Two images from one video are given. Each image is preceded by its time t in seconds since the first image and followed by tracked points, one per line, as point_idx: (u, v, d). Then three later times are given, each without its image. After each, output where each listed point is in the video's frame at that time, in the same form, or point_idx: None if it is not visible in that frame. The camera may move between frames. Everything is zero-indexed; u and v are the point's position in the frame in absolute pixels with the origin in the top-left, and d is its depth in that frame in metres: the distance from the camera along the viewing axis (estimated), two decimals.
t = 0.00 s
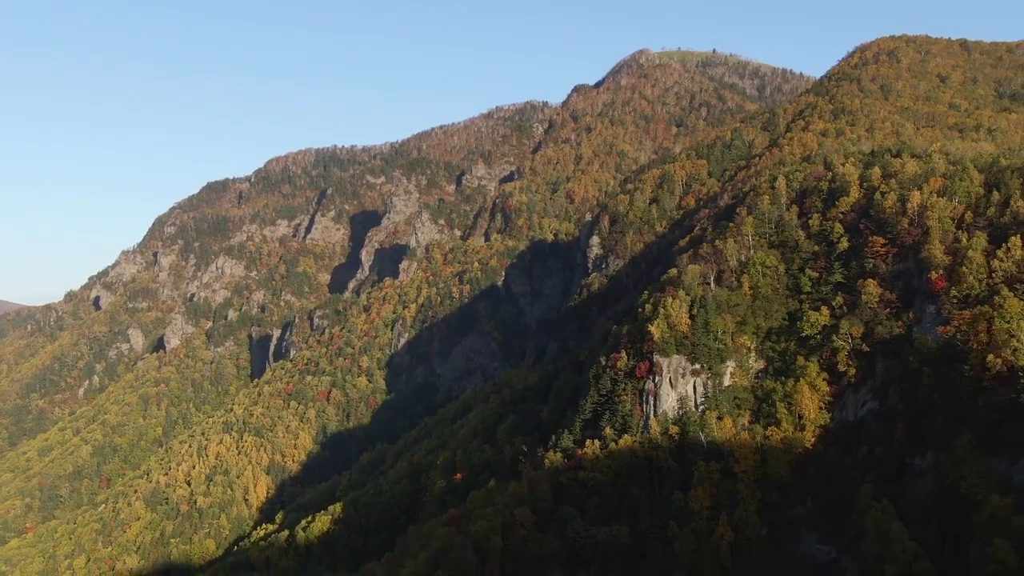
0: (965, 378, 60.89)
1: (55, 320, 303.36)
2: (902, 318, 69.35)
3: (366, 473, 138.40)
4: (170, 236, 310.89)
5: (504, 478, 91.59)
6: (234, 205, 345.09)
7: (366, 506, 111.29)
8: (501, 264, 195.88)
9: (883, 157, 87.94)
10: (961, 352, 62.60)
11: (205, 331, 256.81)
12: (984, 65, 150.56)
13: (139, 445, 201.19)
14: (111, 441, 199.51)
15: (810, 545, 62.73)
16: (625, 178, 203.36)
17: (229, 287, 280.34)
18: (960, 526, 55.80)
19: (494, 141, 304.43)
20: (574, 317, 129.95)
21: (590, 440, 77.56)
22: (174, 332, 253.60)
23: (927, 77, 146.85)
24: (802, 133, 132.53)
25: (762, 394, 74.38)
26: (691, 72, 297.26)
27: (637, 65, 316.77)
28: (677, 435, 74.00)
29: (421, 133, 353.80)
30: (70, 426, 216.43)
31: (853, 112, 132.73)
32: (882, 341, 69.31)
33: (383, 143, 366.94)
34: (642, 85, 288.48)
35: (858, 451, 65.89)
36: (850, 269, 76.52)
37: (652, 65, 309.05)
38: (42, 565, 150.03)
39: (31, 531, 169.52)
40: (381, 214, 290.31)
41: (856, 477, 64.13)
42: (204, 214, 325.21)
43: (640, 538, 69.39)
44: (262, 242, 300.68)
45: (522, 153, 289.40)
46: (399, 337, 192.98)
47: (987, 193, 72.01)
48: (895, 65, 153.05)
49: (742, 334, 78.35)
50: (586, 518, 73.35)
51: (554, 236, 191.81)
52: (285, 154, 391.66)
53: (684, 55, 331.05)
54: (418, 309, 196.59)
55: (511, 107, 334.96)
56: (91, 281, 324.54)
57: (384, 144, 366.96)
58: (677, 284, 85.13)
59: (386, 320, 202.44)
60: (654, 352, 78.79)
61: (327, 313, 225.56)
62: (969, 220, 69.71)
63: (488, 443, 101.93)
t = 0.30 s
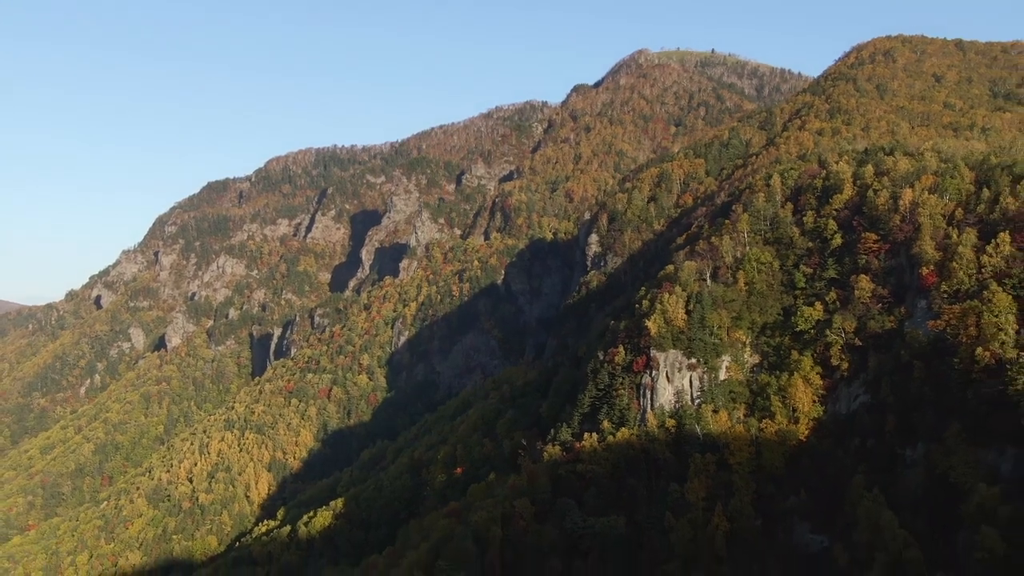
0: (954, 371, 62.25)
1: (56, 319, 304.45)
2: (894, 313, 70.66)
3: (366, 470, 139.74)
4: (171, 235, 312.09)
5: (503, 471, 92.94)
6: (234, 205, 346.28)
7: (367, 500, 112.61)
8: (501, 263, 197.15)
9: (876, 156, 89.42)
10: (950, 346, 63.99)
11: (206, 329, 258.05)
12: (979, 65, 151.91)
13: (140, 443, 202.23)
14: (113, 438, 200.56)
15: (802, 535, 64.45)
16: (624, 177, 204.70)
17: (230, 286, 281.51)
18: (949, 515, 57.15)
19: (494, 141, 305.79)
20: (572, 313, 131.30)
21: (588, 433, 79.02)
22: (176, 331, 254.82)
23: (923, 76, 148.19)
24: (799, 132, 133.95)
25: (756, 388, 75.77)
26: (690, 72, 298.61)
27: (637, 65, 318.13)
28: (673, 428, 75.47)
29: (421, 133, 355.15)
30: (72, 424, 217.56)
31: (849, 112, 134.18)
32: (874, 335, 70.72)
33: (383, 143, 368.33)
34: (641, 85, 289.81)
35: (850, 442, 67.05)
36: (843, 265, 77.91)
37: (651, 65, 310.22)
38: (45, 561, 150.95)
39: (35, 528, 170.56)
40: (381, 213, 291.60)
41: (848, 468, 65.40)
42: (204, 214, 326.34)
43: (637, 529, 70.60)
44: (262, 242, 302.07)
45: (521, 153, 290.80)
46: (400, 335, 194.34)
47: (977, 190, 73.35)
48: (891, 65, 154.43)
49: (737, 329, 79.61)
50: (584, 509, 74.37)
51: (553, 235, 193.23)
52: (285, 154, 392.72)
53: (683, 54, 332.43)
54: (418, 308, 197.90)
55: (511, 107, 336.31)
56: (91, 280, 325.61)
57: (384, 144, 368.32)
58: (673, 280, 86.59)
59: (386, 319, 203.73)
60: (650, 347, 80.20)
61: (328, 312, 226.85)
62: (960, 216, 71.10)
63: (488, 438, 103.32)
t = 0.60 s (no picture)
0: (945, 365, 63.54)
1: (57, 318, 305.39)
2: (887, 308, 71.94)
3: (366, 467, 140.84)
4: (172, 235, 313.17)
5: (503, 466, 94.21)
6: (234, 204, 347.42)
7: (368, 496, 113.71)
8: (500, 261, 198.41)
9: (870, 154, 90.77)
10: (942, 340, 65.25)
11: (207, 328, 259.03)
12: (974, 65, 153.28)
13: (142, 441, 202.99)
14: (114, 437, 201.33)
15: (797, 526, 65.49)
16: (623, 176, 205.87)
17: (230, 285, 282.70)
18: (939, 505, 58.43)
19: (493, 141, 307.13)
20: (571, 311, 132.47)
21: (586, 427, 80.36)
22: (177, 330, 255.97)
23: (918, 76, 149.50)
24: (796, 131, 135.18)
25: (752, 382, 77.04)
26: (689, 72, 299.89)
27: (636, 65, 319.45)
28: (670, 421, 76.75)
29: (421, 133, 356.48)
30: (73, 422, 218.46)
31: (846, 111, 135.54)
32: (868, 330, 71.93)
33: (383, 143, 369.62)
34: (640, 85, 291.08)
35: (844, 436, 68.30)
36: (837, 261, 79.21)
37: (651, 65, 311.55)
38: (48, 558, 151.69)
39: (36, 526, 171.23)
40: (381, 212, 292.79)
41: (842, 461, 66.59)
42: (205, 213, 327.43)
43: (634, 520, 71.84)
44: (263, 241, 303.28)
45: (521, 153, 292.35)
46: (400, 333, 195.57)
47: (968, 187, 74.77)
48: (887, 65, 155.79)
49: (733, 324, 80.92)
50: (582, 501, 75.62)
51: (552, 234, 194.66)
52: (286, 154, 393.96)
53: (681, 55, 333.84)
54: (418, 306, 199.12)
55: (511, 107, 337.61)
56: (92, 279, 326.68)
57: (384, 143, 369.63)
58: (671, 277, 87.85)
59: (387, 317, 205.05)
60: (647, 342, 81.59)
61: (328, 310, 228.11)
62: (951, 213, 72.48)
63: (488, 433, 104.60)
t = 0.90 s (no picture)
0: (935, 358, 64.84)
1: (58, 318, 306.49)
2: (879, 303, 73.28)
3: (367, 463, 141.91)
4: (173, 235, 314.47)
5: (502, 460, 95.62)
6: (235, 204, 348.90)
7: (369, 491, 114.79)
8: (499, 260, 199.89)
9: (863, 153, 92.27)
10: (932, 334, 66.49)
11: (208, 327, 260.16)
12: (970, 65, 154.79)
13: (143, 439, 203.59)
14: (116, 435, 201.99)
15: (790, 517, 66.77)
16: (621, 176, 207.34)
17: (231, 284, 284.02)
18: (929, 496, 59.68)
19: (493, 141, 308.68)
20: (569, 309, 133.75)
21: (584, 421, 81.84)
22: (178, 329, 257.19)
23: (914, 76, 150.93)
24: (792, 131, 136.53)
25: (747, 376, 78.34)
26: (687, 72, 301.43)
27: (634, 65, 320.75)
28: (666, 415, 78.14)
29: (421, 133, 357.98)
30: (75, 421, 219.44)
31: (841, 111, 137.03)
32: (860, 325, 73.24)
33: (383, 143, 371.17)
34: (638, 85, 292.57)
35: (837, 429, 69.57)
36: (831, 258, 80.57)
37: (650, 65, 312.90)
38: (50, 554, 152.59)
39: (38, 523, 171.87)
40: (381, 212, 294.22)
41: (835, 453, 67.84)
42: (205, 213, 328.83)
43: (631, 512, 73.12)
44: (263, 241, 304.68)
45: (520, 153, 293.94)
46: (400, 332, 196.99)
47: (959, 185, 76.28)
48: (883, 65, 157.23)
49: (729, 320, 82.20)
50: (580, 493, 76.89)
51: (551, 233, 196.10)
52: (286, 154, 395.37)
53: (680, 55, 335.40)
54: (418, 305, 200.40)
55: (510, 107, 339.07)
56: (93, 279, 327.66)
57: (384, 144, 371.16)
58: (667, 273, 89.20)
59: (387, 316, 206.39)
60: (644, 338, 82.98)
61: (328, 309, 229.36)
62: (942, 211, 73.92)
63: (487, 428, 106.04)
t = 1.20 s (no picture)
0: (926, 353, 65.99)
1: (59, 317, 307.35)
2: (872, 299, 74.55)
3: (367, 460, 142.94)
4: (173, 235, 315.58)
5: (501, 455, 96.92)
6: (235, 204, 350.17)
7: (369, 487, 115.74)
8: (498, 259, 201.21)
9: (857, 152, 93.58)
10: (924, 330, 67.69)
11: (208, 326, 261.10)
12: (965, 66, 156.16)
13: (144, 438, 203.87)
14: (116, 433, 202.38)
15: (785, 509, 68.02)
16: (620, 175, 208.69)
17: (231, 284, 284.92)
18: (919, 487, 60.78)
19: (492, 141, 310.12)
20: (568, 307, 134.91)
21: (582, 416, 83.16)
22: (178, 328, 258.24)
23: (910, 77, 152.22)
24: (788, 130, 137.74)
25: (742, 372, 79.57)
26: (686, 73, 302.83)
27: (633, 65, 322.02)
28: (663, 409, 79.40)
29: (420, 133, 359.38)
30: (76, 420, 220.22)
31: (837, 111, 138.32)
32: (853, 321, 74.49)
33: (383, 144, 372.54)
34: (637, 86, 293.90)
35: (831, 422, 70.79)
36: (825, 255, 81.84)
37: (648, 65, 314.22)
38: (52, 551, 153.30)
39: (40, 520, 172.67)
40: (381, 211, 295.46)
41: (828, 446, 69.06)
42: (205, 213, 330.09)
43: (628, 504, 74.39)
44: (263, 241, 305.80)
45: (519, 153, 295.38)
46: (400, 330, 198.15)
47: (951, 183, 77.61)
48: (879, 65, 158.48)
49: (724, 316, 83.46)
50: (578, 485, 78.16)
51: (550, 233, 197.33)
52: (286, 155, 396.92)
53: (679, 55, 336.80)
54: (418, 304, 201.61)
55: (509, 107, 340.46)
56: (93, 279, 328.75)
57: (383, 144, 372.57)
58: (664, 270, 90.43)
59: (387, 315, 207.61)
60: (642, 334, 84.31)
61: (328, 308, 230.46)
62: (934, 208, 75.21)
63: (487, 424, 107.35)
